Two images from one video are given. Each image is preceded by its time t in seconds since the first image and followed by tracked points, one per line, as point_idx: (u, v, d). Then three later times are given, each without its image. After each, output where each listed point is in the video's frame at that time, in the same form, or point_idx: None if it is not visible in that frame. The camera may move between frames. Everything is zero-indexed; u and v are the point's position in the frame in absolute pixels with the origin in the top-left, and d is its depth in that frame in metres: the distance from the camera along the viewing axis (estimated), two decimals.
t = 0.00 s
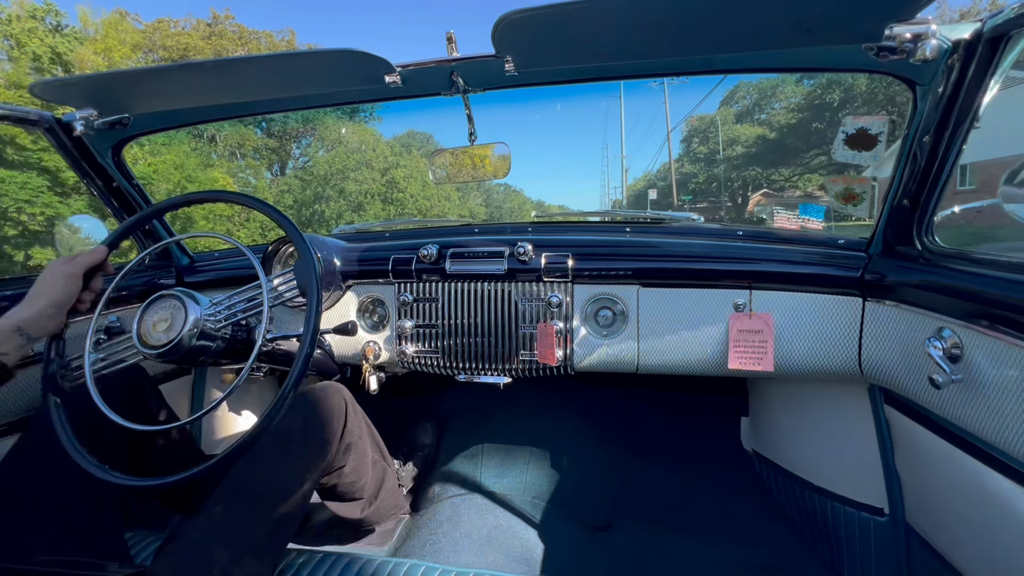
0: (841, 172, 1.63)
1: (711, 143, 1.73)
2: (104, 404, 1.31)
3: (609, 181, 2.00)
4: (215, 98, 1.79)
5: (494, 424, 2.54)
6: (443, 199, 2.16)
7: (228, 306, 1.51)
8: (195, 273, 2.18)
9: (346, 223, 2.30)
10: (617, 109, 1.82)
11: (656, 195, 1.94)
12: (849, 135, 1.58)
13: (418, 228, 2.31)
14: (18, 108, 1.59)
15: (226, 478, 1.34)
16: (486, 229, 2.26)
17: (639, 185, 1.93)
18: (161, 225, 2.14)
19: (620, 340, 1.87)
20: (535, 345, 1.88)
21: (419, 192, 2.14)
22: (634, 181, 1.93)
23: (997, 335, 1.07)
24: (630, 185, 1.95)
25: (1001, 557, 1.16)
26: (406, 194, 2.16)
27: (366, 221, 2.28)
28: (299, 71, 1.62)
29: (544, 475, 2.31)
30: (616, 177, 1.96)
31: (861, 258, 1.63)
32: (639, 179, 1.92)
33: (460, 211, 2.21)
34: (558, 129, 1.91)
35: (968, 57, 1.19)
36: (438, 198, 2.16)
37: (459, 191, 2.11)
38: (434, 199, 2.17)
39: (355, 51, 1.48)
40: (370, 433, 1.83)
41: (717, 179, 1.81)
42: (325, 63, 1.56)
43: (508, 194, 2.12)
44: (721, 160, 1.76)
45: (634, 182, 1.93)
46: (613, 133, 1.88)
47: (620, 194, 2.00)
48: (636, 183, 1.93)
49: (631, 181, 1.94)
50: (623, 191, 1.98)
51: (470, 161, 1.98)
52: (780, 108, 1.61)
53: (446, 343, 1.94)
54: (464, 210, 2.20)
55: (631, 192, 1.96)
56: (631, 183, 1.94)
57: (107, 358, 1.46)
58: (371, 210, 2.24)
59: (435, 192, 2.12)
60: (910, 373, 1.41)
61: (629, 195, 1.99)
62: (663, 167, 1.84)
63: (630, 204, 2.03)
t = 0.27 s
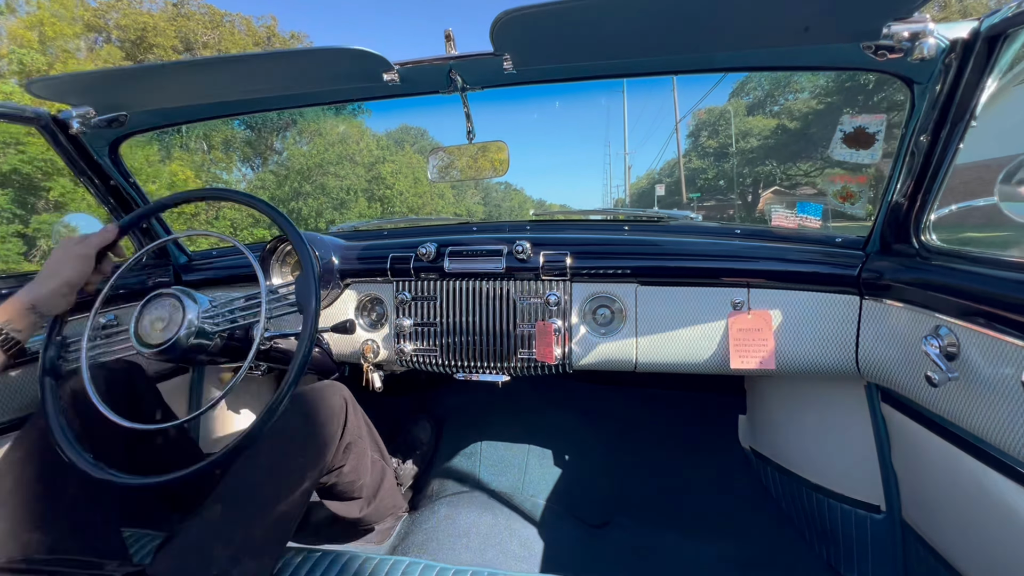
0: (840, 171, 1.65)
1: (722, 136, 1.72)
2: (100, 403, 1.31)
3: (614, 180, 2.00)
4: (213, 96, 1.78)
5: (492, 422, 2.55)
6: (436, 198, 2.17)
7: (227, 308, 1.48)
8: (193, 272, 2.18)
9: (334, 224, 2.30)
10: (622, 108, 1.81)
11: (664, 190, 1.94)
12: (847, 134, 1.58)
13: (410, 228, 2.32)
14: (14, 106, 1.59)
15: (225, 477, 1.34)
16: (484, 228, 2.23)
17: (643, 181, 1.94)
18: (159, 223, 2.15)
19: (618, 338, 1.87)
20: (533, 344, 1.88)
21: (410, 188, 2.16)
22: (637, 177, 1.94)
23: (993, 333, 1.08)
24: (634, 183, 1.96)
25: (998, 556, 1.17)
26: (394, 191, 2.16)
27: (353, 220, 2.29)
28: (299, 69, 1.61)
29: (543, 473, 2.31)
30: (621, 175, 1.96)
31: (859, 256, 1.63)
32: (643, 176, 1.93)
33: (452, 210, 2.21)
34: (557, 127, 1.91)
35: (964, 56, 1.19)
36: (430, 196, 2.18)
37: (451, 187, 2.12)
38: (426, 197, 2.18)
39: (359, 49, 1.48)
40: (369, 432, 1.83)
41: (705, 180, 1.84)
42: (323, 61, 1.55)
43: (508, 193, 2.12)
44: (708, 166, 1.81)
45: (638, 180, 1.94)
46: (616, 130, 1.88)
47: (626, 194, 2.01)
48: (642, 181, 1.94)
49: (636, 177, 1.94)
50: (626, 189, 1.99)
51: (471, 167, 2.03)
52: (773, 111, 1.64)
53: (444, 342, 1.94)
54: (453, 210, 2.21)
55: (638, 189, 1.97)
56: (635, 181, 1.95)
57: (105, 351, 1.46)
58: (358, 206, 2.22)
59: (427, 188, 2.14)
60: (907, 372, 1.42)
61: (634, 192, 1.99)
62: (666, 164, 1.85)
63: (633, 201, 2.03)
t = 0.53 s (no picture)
0: (838, 172, 1.65)
1: (733, 127, 1.70)
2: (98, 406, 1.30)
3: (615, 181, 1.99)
4: (211, 98, 1.78)
5: (490, 424, 2.54)
6: (428, 194, 2.15)
7: (225, 311, 1.47)
8: (190, 274, 2.18)
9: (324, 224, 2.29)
10: (625, 110, 1.81)
11: (673, 185, 1.90)
12: (845, 135, 1.59)
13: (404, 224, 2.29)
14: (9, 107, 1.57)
15: (223, 479, 1.34)
16: (482, 228, 2.27)
17: (645, 183, 1.93)
18: (157, 225, 2.12)
19: (617, 339, 1.87)
20: (532, 345, 1.88)
21: (401, 182, 2.14)
22: (638, 178, 1.93)
23: (991, 334, 1.08)
24: (638, 181, 1.94)
25: (997, 556, 1.17)
26: (382, 186, 2.15)
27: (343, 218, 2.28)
28: (298, 70, 1.61)
29: (541, 474, 2.31)
30: (624, 177, 1.95)
31: (857, 257, 1.64)
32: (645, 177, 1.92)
33: (446, 206, 2.19)
34: (555, 128, 1.91)
35: (961, 57, 1.19)
36: (422, 194, 2.16)
37: (444, 189, 2.11)
38: (418, 195, 2.16)
39: (359, 51, 1.48)
40: (367, 434, 1.83)
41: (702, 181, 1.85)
42: (321, 62, 1.55)
43: (509, 192, 2.12)
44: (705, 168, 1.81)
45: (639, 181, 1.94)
46: (617, 128, 1.86)
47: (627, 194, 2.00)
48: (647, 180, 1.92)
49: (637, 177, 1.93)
50: (626, 191, 1.98)
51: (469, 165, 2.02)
52: (763, 119, 1.66)
53: (442, 343, 1.94)
54: (444, 207, 2.19)
55: (637, 189, 1.96)
56: (637, 180, 1.94)
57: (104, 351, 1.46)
58: (341, 201, 2.21)
59: (419, 185, 2.12)
60: (905, 373, 1.42)
61: (639, 198, 1.99)
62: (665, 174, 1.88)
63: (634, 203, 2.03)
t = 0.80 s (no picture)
0: (837, 168, 1.64)
1: (746, 117, 1.68)
2: (98, 403, 1.31)
3: (615, 186, 2.03)
4: (208, 95, 1.77)
5: (490, 420, 2.54)
6: (418, 191, 2.17)
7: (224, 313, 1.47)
8: (189, 270, 2.18)
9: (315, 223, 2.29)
10: (627, 106, 1.81)
11: (685, 178, 1.88)
12: (843, 131, 1.58)
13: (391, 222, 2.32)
14: (6, 105, 1.55)
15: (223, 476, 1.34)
16: (481, 226, 2.26)
17: (648, 180, 1.95)
18: (153, 221, 2.10)
19: (617, 336, 1.87)
20: (531, 342, 1.88)
21: (390, 177, 2.15)
22: (640, 179, 1.97)
23: (988, 329, 1.08)
24: (642, 180, 1.97)
25: (994, 551, 1.18)
26: (374, 183, 2.16)
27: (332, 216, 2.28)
28: (296, 67, 1.60)
29: (540, 471, 2.31)
30: (626, 175, 1.97)
31: (856, 253, 1.64)
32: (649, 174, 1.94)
33: (436, 201, 2.20)
34: (554, 124, 1.90)
35: (960, 53, 1.20)
36: (412, 190, 2.18)
37: (438, 185, 2.13)
38: (407, 190, 2.18)
39: (357, 48, 1.47)
40: (366, 430, 1.83)
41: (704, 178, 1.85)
42: (319, 58, 1.55)
43: (509, 189, 2.11)
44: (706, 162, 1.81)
45: (640, 180, 1.96)
46: (621, 123, 1.85)
47: (631, 194, 2.02)
48: (652, 174, 1.93)
49: (640, 175, 1.95)
50: (628, 191, 2.02)
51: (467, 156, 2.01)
52: (762, 114, 1.65)
53: (442, 340, 1.94)
54: (434, 204, 2.22)
55: (640, 187, 1.98)
56: (641, 179, 1.96)
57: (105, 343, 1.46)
58: (327, 200, 2.22)
59: (409, 180, 2.14)
60: (904, 369, 1.42)
61: (643, 192, 2.00)
62: (668, 172, 1.89)
63: (636, 201, 2.05)
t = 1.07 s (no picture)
0: (836, 166, 1.64)
1: (752, 114, 1.67)
2: (99, 405, 1.31)
3: (618, 185, 2.02)
4: (209, 97, 1.78)
5: (491, 421, 2.54)
6: (413, 191, 2.17)
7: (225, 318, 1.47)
8: (190, 272, 2.18)
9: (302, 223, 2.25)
10: (630, 103, 1.80)
11: (701, 167, 1.83)
12: (843, 130, 1.58)
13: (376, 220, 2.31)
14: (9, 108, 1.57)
15: (224, 478, 1.34)
16: (480, 226, 2.26)
17: (652, 177, 1.94)
18: (154, 223, 2.11)
19: (618, 336, 1.87)
20: (531, 342, 1.88)
21: (379, 173, 2.15)
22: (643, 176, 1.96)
23: (989, 327, 1.08)
24: (648, 178, 1.96)
25: (996, 548, 1.18)
26: (374, 186, 2.19)
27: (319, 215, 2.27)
28: (296, 68, 1.61)
29: (541, 471, 2.31)
30: (628, 173, 1.97)
31: (856, 252, 1.64)
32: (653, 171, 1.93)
33: (425, 199, 2.20)
34: (553, 125, 1.90)
35: (959, 50, 1.20)
36: (399, 187, 2.18)
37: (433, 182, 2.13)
38: (394, 187, 2.18)
39: (355, 49, 1.47)
40: (368, 431, 1.83)
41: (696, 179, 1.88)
42: (319, 60, 1.55)
43: (508, 187, 2.10)
44: (711, 155, 1.78)
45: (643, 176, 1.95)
46: (622, 118, 1.84)
47: (635, 193, 2.02)
48: (654, 169, 1.92)
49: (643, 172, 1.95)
50: (631, 189, 2.01)
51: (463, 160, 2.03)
52: (770, 109, 1.64)
53: (442, 341, 1.94)
54: (422, 202, 2.22)
55: (643, 184, 1.98)
56: (645, 175, 1.95)
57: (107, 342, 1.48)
58: (313, 200, 2.21)
59: (397, 176, 2.15)
60: (905, 367, 1.42)
61: (644, 189, 1.99)
62: (672, 167, 1.87)
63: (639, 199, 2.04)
